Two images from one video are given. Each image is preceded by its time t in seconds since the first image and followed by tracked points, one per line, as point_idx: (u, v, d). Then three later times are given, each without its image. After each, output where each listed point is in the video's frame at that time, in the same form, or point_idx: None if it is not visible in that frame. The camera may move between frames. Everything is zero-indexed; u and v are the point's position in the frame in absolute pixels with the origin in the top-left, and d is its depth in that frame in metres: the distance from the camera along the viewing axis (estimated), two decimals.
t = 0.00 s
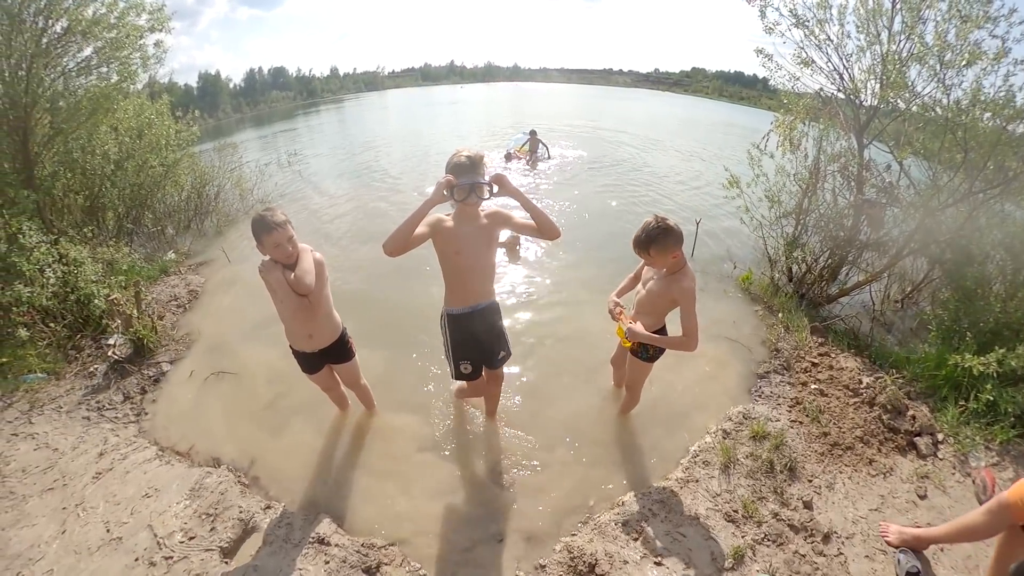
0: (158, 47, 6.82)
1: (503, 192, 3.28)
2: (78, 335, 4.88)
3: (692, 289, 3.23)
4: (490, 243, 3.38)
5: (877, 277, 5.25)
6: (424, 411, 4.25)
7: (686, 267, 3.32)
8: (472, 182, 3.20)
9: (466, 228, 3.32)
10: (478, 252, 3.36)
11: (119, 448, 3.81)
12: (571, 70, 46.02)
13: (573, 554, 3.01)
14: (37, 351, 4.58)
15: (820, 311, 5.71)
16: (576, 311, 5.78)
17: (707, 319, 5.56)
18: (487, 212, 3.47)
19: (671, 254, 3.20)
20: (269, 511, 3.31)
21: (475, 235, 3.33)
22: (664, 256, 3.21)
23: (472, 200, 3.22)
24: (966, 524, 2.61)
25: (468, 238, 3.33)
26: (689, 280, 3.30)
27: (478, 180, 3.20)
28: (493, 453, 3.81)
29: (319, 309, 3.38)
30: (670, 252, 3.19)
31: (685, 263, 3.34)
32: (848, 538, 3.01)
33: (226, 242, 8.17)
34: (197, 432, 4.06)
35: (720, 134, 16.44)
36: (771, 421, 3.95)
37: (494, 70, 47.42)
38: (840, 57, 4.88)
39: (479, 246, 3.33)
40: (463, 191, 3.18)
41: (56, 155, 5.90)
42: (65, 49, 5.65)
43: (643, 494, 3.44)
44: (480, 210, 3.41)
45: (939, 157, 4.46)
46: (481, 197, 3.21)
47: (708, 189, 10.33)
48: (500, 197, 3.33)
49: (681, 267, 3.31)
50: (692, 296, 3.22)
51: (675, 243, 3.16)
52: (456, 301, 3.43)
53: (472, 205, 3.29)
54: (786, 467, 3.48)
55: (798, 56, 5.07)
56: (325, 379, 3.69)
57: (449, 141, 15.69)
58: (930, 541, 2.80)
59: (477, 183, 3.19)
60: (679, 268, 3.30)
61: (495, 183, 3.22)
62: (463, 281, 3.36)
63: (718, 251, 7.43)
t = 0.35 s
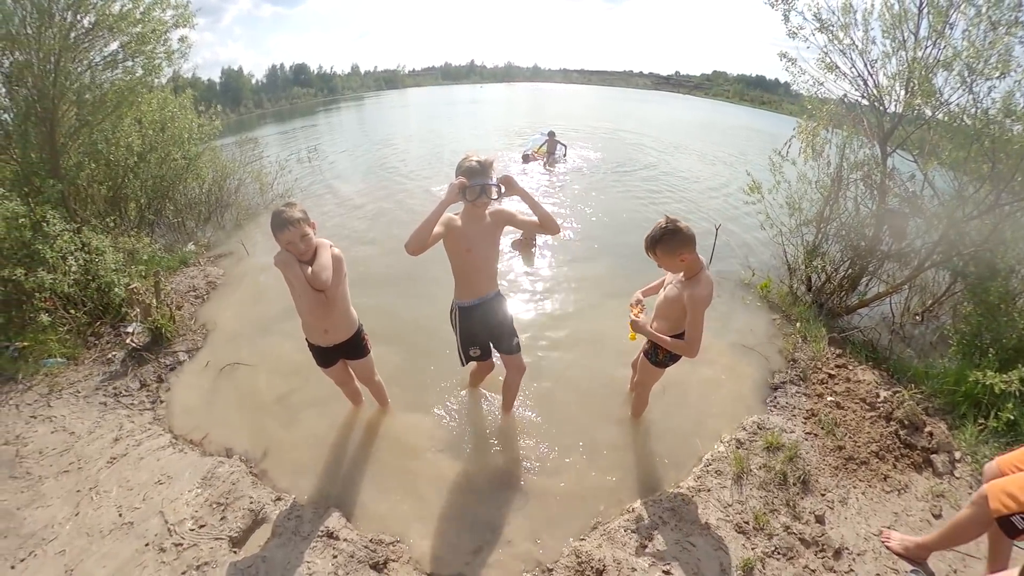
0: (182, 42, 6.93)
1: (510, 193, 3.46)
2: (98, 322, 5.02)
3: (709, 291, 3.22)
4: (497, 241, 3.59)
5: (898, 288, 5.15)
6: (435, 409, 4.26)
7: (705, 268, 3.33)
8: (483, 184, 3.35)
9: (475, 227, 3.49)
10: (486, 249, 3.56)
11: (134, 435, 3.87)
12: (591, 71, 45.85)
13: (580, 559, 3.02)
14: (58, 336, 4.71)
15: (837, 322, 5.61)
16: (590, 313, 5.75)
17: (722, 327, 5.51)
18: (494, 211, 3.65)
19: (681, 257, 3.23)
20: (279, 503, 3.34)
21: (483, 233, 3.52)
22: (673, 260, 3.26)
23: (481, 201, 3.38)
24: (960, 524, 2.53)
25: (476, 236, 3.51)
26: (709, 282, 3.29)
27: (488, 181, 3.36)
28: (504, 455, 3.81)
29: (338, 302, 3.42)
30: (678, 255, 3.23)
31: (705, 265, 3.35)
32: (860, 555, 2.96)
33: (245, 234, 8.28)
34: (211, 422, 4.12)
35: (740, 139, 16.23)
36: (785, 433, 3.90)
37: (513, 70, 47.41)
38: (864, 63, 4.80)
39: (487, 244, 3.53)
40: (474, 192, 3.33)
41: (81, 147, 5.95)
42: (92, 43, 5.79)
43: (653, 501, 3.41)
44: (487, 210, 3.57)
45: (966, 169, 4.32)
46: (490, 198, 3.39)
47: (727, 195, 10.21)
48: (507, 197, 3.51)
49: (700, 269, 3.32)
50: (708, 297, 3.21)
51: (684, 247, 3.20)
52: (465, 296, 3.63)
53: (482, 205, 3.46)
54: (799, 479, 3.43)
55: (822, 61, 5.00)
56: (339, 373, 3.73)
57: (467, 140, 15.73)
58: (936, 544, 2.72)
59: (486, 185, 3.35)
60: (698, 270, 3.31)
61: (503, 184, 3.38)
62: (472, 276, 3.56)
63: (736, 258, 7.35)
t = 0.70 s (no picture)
0: (203, 38, 7.02)
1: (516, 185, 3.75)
2: (115, 311, 5.15)
3: (716, 296, 3.28)
4: (504, 230, 3.85)
5: (917, 300, 5.05)
6: (445, 408, 4.27)
7: (717, 272, 3.36)
8: (491, 176, 3.65)
9: (483, 217, 3.77)
10: (494, 237, 3.83)
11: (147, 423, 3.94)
12: (608, 72, 45.63)
13: (587, 563, 3.01)
14: (76, 324, 4.82)
15: (854, 332, 5.53)
16: (603, 316, 5.74)
17: (737, 334, 5.47)
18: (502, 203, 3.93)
19: (682, 259, 3.30)
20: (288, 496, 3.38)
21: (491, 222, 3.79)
22: (676, 261, 3.34)
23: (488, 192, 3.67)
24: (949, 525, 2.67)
25: (484, 225, 3.77)
26: (719, 287, 3.32)
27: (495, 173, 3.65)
28: (513, 456, 3.81)
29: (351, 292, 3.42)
30: (678, 257, 3.31)
31: (717, 269, 3.38)
32: (869, 570, 2.92)
33: (262, 229, 8.37)
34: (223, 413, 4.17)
35: (760, 144, 16.03)
36: (797, 443, 3.85)
37: (531, 70, 47.35)
38: (887, 69, 4.72)
39: (494, 232, 3.80)
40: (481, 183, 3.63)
41: (103, 138, 6.05)
42: (115, 38, 5.88)
43: (661, 507, 3.40)
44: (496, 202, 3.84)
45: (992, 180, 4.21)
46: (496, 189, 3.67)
47: (745, 200, 10.10)
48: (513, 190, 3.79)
49: (711, 272, 3.35)
50: (713, 301, 3.27)
51: (687, 249, 3.26)
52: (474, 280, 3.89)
53: (490, 197, 3.73)
54: (811, 491, 3.39)
55: (844, 66, 4.93)
56: (351, 369, 3.75)
57: (483, 139, 15.75)
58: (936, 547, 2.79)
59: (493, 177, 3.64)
60: (707, 272, 3.35)
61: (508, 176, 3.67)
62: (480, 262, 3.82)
63: (753, 264, 7.27)
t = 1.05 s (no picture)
0: (220, 35, 7.10)
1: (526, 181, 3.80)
2: (130, 303, 5.16)
3: (716, 296, 3.27)
4: (515, 225, 3.90)
5: (932, 309, 4.97)
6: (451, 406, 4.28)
7: (724, 274, 3.35)
8: (501, 172, 3.70)
9: (494, 212, 3.83)
10: (504, 233, 3.88)
11: (159, 412, 4.00)
12: (623, 74, 45.50)
13: (590, 566, 3.02)
14: (91, 313, 4.89)
15: (866, 341, 5.45)
16: (612, 319, 5.71)
17: (746, 340, 5.42)
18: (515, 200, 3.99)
19: (688, 255, 3.35)
20: (294, 488, 3.41)
21: (501, 218, 3.84)
22: (682, 258, 3.39)
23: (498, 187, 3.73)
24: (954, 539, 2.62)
25: (495, 220, 3.84)
26: (722, 288, 3.31)
27: (505, 170, 3.69)
28: (518, 456, 3.81)
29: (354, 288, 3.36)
30: (685, 253, 3.36)
31: (725, 272, 3.36)
32: None
33: (275, 224, 8.45)
34: (233, 405, 4.22)
35: (775, 148, 15.87)
36: (806, 452, 3.81)
37: (545, 70, 47.30)
38: (904, 74, 4.66)
39: (504, 228, 3.86)
40: (491, 179, 3.69)
41: (120, 134, 6.23)
42: (134, 35, 5.96)
43: (666, 512, 3.38)
44: (509, 198, 3.89)
45: (1010, 189, 4.08)
46: (506, 185, 3.72)
47: (758, 205, 10.01)
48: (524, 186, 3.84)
49: (717, 273, 3.35)
50: (711, 300, 3.26)
51: (693, 246, 3.31)
52: (485, 274, 3.98)
53: (501, 193, 3.79)
54: (818, 501, 3.36)
55: (860, 71, 4.86)
56: (359, 366, 3.78)
57: (495, 139, 15.76)
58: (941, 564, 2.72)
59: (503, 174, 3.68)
60: (713, 272, 3.36)
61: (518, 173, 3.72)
62: (490, 256, 3.90)
63: (765, 270, 7.21)
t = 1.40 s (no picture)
0: (227, 33, 7.12)
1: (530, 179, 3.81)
2: (135, 298, 5.17)
3: (711, 289, 3.27)
4: (518, 222, 3.92)
5: (938, 313, 4.92)
6: (451, 403, 4.27)
7: (722, 270, 3.34)
8: (506, 171, 3.70)
9: (498, 210, 3.85)
10: (508, 230, 3.90)
11: (161, 406, 4.01)
12: (630, 74, 45.41)
13: (587, 566, 3.00)
14: (96, 308, 4.92)
15: (871, 344, 5.41)
16: (615, 318, 5.69)
17: (749, 341, 5.40)
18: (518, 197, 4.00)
19: (688, 246, 3.34)
20: (294, 483, 3.41)
21: (505, 215, 3.86)
22: (683, 249, 3.38)
23: (503, 185, 3.73)
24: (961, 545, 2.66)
25: (499, 218, 3.85)
26: (718, 283, 3.30)
27: (509, 168, 3.69)
28: (517, 455, 3.81)
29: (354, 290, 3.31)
30: (685, 244, 3.36)
31: (724, 268, 3.35)
32: None
33: (280, 221, 8.48)
34: (235, 400, 4.23)
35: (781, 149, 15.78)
36: (807, 455, 3.79)
37: (550, 69, 47.49)
38: (912, 75, 4.62)
39: (507, 225, 3.88)
40: (496, 177, 3.69)
41: (129, 130, 6.24)
42: (141, 33, 6.00)
43: (665, 512, 3.37)
44: (514, 195, 3.89)
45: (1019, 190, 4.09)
46: (510, 183, 3.73)
47: (764, 206, 9.95)
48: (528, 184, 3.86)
49: (715, 268, 3.35)
50: (705, 294, 3.26)
51: (693, 238, 3.31)
52: (488, 270, 4.01)
53: (505, 191, 3.79)
54: (818, 505, 3.33)
55: (867, 71, 4.82)
56: (360, 362, 3.79)
57: (501, 138, 15.77)
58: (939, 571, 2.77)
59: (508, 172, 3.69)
60: (712, 267, 3.35)
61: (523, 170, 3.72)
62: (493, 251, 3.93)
63: (770, 271, 7.17)
